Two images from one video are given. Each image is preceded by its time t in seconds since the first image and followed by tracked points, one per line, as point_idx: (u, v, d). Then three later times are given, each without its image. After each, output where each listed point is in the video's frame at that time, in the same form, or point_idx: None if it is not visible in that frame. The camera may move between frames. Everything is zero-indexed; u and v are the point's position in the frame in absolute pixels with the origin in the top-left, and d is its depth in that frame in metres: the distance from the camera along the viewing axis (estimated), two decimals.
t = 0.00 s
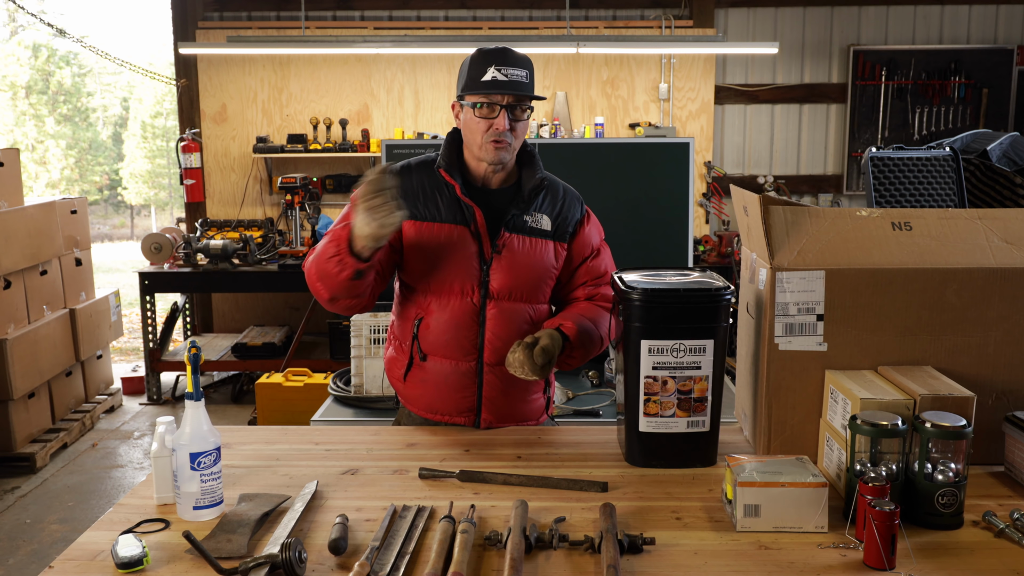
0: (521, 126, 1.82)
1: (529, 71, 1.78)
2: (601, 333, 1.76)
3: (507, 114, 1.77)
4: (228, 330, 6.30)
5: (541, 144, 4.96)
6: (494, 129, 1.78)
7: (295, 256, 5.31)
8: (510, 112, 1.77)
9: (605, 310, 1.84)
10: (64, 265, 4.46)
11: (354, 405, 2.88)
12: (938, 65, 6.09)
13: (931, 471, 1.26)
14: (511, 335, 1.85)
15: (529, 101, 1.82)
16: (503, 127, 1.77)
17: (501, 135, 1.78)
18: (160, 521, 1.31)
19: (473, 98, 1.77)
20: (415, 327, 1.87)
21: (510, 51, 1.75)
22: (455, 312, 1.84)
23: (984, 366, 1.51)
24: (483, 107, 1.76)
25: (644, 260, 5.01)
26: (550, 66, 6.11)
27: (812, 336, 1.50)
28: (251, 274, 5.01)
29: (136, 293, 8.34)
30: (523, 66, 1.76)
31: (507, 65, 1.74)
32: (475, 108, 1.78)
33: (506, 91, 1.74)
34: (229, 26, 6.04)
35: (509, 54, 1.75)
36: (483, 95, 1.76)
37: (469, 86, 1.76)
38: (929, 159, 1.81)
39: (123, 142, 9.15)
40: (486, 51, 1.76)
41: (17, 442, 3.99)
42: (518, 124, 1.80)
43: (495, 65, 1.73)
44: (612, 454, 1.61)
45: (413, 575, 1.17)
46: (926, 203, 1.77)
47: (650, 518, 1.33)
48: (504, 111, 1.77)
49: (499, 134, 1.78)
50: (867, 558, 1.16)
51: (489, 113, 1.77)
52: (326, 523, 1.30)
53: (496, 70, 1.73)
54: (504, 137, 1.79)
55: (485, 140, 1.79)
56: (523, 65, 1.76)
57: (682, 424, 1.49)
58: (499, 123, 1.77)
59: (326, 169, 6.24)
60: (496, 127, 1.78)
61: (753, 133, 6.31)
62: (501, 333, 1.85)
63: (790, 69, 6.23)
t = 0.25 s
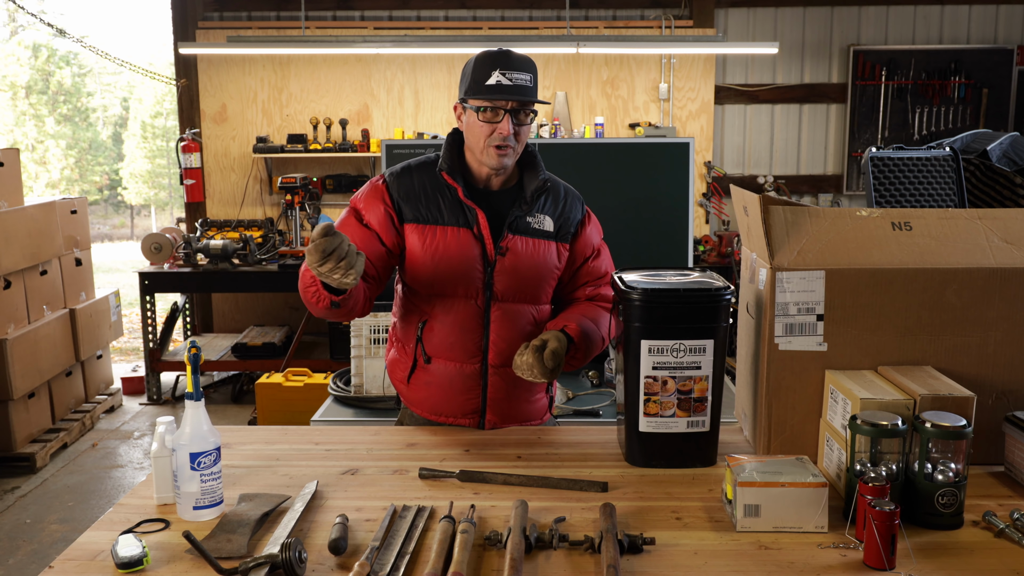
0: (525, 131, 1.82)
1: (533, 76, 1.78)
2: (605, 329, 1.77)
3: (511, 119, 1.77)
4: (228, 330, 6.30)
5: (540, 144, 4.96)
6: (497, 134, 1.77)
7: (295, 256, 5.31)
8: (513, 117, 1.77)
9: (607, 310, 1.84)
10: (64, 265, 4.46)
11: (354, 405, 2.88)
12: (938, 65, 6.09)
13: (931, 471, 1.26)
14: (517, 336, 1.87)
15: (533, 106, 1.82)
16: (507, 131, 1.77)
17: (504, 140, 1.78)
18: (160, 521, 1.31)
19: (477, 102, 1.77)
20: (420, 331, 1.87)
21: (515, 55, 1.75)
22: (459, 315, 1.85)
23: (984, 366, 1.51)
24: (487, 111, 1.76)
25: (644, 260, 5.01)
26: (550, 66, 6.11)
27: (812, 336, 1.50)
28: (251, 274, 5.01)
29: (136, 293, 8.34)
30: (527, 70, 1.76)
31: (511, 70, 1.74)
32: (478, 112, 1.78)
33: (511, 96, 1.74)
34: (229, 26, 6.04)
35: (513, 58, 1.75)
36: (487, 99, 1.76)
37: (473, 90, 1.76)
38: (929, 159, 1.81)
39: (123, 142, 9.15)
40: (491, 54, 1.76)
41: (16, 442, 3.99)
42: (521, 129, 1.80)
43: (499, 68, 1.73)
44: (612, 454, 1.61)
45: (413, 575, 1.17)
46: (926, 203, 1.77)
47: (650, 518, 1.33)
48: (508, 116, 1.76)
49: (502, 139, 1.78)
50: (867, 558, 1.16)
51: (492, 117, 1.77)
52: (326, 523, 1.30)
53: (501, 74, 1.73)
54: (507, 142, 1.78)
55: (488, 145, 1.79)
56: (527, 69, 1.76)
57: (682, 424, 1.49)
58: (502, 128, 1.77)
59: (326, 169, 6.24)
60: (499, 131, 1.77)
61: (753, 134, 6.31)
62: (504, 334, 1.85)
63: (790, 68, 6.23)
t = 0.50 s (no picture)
0: (524, 128, 1.82)
1: (531, 73, 1.78)
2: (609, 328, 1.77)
3: (510, 117, 1.77)
4: (228, 330, 6.30)
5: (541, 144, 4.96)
6: (497, 132, 1.77)
7: (295, 256, 5.32)
8: (512, 114, 1.77)
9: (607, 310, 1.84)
10: (64, 265, 4.46)
11: (354, 405, 2.88)
12: (938, 65, 6.09)
13: (931, 471, 1.26)
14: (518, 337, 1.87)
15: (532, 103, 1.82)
16: (506, 129, 1.77)
17: (504, 138, 1.78)
18: (160, 521, 1.31)
19: (475, 101, 1.77)
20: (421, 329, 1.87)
21: (513, 52, 1.75)
22: (460, 315, 1.85)
23: (984, 366, 1.51)
24: (486, 109, 1.76)
25: (644, 260, 5.01)
26: (550, 66, 6.11)
27: (812, 336, 1.50)
28: (251, 274, 5.01)
29: (136, 293, 8.34)
30: (525, 67, 1.76)
31: (509, 67, 1.74)
32: (477, 111, 1.78)
33: (509, 93, 1.74)
34: (229, 26, 6.04)
35: (510, 56, 1.75)
36: (486, 98, 1.76)
37: (471, 89, 1.76)
38: (929, 158, 1.81)
39: (123, 142, 9.16)
40: (488, 53, 1.76)
41: (16, 442, 3.99)
42: (521, 126, 1.80)
43: (497, 67, 1.73)
44: (612, 453, 1.61)
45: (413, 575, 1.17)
46: (926, 203, 1.77)
47: (650, 518, 1.33)
48: (507, 114, 1.77)
49: (502, 136, 1.78)
50: (867, 558, 1.16)
51: (491, 115, 1.77)
52: (326, 523, 1.30)
53: (499, 72, 1.73)
54: (507, 140, 1.78)
55: (488, 143, 1.79)
56: (525, 66, 1.76)
57: (682, 424, 1.49)
58: (501, 126, 1.77)
59: (326, 169, 6.24)
60: (499, 129, 1.77)
61: (753, 134, 6.31)
62: (505, 334, 1.85)
63: (790, 68, 6.23)
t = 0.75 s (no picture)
0: (522, 125, 1.81)
1: (526, 68, 1.77)
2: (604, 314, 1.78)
3: (506, 114, 1.77)
4: (228, 330, 6.30)
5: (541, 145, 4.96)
6: (494, 130, 1.77)
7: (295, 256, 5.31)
8: (508, 111, 1.77)
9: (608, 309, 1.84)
10: (64, 265, 4.46)
11: (354, 405, 2.88)
12: (938, 65, 6.09)
13: (931, 471, 1.26)
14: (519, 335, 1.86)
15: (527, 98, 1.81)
16: (503, 127, 1.77)
17: (502, 136, 1.78)
18: (160, 521, 1.31)
19: (471, 100, 1.77)
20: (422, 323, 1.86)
21: (505, 49, 1.74)
22: (460, 315, 1.85)
23: (984, 366, 1.51)
24: (482, 109, 1.76)
25: (644, 260, 5.01)
26: (550, 66, 6.11)
27: (812, 336, 1.50)
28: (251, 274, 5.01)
29: (136, 293, 8.34)
30: (519, 63, 1.75)
31: (503, 64, 1.73)
32: (473, 111, 1.78)
33: (503, 90, 1.74)
34: (229, 26, 6.04)
35: (503, 53, 1.74)
36: (481, 96, 1.76)
37: (466, 89, 1.76)
38: (929, 159, 1.81)
39: (123, 142, 9.16)
40: (481, 52, 1.75)
41: (16, 442, 3.99)
42: (518, 123, 1.80)
43: (490, 65, 1.73)
44: (612, 453, 1.61)
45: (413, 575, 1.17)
46: (926, 203, 1.77)
47: (650, 518, 1.33)
48: (503, 111, 1.76)
49: (499, 134, 1.78)
50: (867, 558, 1.16)
51: (487, 114, 1.77)
52: (326, 523, 1.30)
53: (492, 70, 1.73)
54: (505, 137, 1.78)
55: (487, 142, 1.79)
56: (520, 63, 1.75)
57: (682, 424, 1.49)
58: (498, 124, 1.77)
59: (326, 169, 6.24)
60: (496, 127, 1.77)
61: (753, 133, 6.31)
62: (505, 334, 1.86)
63: (790, 68, 6.23)
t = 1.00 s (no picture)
0: (515, 123, 1.81)
1: (515, 67, 1.76)
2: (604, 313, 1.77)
3: (497, 114, 1.77)
4: (228, 330, 6.30)
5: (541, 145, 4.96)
6: (487, 131, 1.77)
7: (295, 256, 5.31)
8: (500, 112, 1.77)
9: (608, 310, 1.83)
10: (64, 265, 4.46)
11: (354, 405, 2.88)
12: (938, 65, 6.09)
13: (931, 471, 1.26)
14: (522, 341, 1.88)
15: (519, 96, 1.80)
16: (495, 128, 1.77)
17: (495, 136, 1.78)
18: (160, 521, 1.31)
19: (462, 103, 1.77)
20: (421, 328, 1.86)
21: (491, 49, 1.74)
22: (461, 316, 1.84)
23: (984, 366, 1.51)
24: (473, 111, 1.77)
25: (643, 260, 5.01)
26: (551, 66, 6.11)
27: (812, 336, 1.50)
28: (252, 274, 5.01)
29: (136, 293, 8.34)
30: (507, 62, 1.75)
31: (490, 64, 1.73)
32: (465, 114, 1.78)
33: (492, 92, 1.74)
34: (230, 26, 6.04)
35: (490, 54, 1.74)
36: (471, 99, 1.76)
37: (457, 92, 1.76)
38: (929, 159, 1.81)
39: (123, 142, 9.16)
40: (468, 54, 1.75)
41: (16, 442, 3.99)
42: (510, 122, 1.79)
43: (477, 66, 1.73)
44: (612, 453, 1.61)
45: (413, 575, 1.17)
46: (926, 203, 1.77)
47: (650, 518, 1.33)
48: (494, 112, 1.76)
49: (492, 135, 1.78)
50: (867, 558, 1.16)
51: (479, 115, 1.77)
52: (326, 523, 1.30)
53: (479, 71, 1.73)
54: (498, 137, 1.78)
55: (481, 144, 1.79)
56: (508, 62, 1.75)
57: (682, 424, 1.49)
58: (490, 124, 1.77)
59: (326, 169, 6.24)
60: (488, 128, 1.77)
61: (753, 133, 6.31)
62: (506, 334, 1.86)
63: (790, 68, 6.23)
